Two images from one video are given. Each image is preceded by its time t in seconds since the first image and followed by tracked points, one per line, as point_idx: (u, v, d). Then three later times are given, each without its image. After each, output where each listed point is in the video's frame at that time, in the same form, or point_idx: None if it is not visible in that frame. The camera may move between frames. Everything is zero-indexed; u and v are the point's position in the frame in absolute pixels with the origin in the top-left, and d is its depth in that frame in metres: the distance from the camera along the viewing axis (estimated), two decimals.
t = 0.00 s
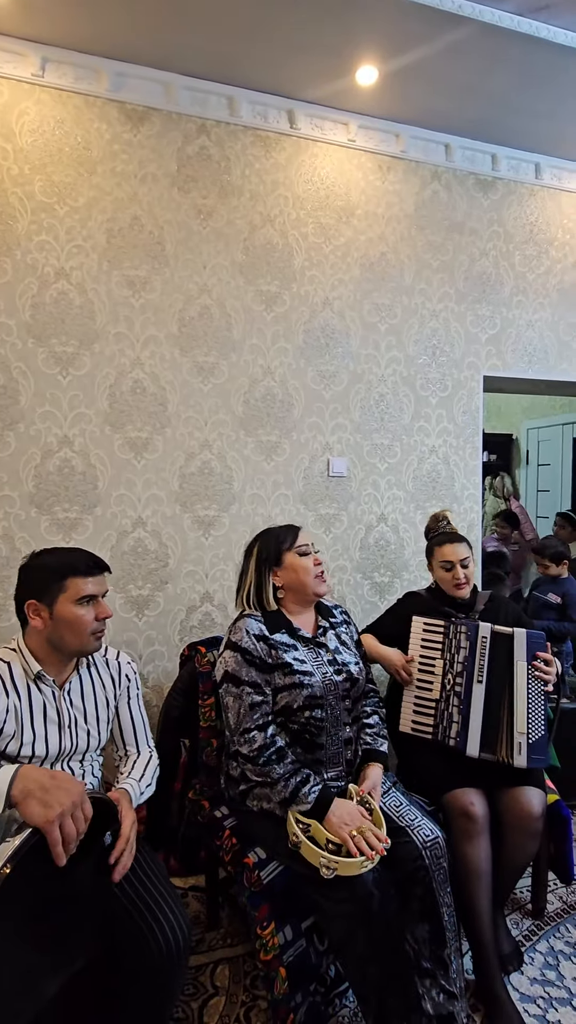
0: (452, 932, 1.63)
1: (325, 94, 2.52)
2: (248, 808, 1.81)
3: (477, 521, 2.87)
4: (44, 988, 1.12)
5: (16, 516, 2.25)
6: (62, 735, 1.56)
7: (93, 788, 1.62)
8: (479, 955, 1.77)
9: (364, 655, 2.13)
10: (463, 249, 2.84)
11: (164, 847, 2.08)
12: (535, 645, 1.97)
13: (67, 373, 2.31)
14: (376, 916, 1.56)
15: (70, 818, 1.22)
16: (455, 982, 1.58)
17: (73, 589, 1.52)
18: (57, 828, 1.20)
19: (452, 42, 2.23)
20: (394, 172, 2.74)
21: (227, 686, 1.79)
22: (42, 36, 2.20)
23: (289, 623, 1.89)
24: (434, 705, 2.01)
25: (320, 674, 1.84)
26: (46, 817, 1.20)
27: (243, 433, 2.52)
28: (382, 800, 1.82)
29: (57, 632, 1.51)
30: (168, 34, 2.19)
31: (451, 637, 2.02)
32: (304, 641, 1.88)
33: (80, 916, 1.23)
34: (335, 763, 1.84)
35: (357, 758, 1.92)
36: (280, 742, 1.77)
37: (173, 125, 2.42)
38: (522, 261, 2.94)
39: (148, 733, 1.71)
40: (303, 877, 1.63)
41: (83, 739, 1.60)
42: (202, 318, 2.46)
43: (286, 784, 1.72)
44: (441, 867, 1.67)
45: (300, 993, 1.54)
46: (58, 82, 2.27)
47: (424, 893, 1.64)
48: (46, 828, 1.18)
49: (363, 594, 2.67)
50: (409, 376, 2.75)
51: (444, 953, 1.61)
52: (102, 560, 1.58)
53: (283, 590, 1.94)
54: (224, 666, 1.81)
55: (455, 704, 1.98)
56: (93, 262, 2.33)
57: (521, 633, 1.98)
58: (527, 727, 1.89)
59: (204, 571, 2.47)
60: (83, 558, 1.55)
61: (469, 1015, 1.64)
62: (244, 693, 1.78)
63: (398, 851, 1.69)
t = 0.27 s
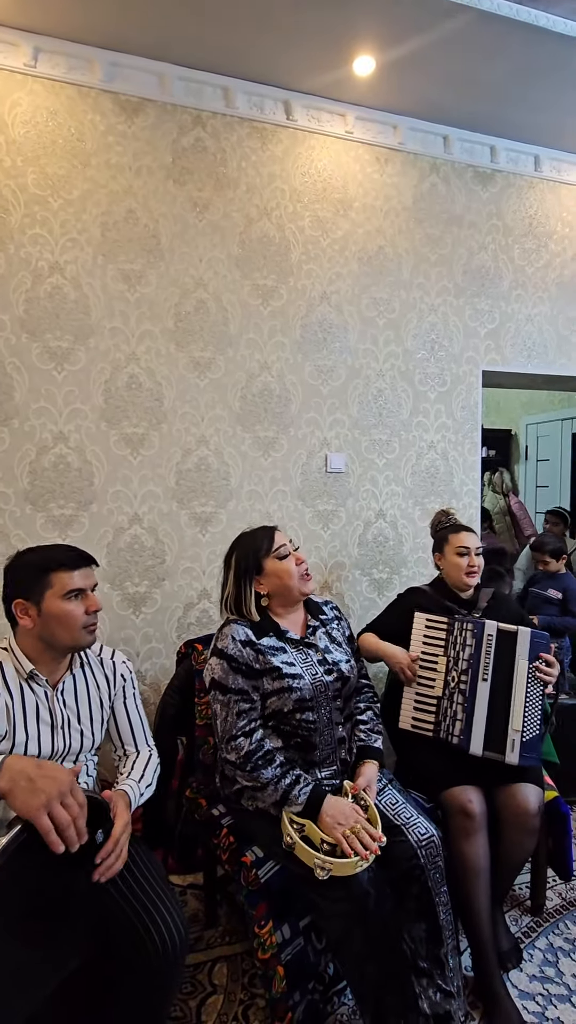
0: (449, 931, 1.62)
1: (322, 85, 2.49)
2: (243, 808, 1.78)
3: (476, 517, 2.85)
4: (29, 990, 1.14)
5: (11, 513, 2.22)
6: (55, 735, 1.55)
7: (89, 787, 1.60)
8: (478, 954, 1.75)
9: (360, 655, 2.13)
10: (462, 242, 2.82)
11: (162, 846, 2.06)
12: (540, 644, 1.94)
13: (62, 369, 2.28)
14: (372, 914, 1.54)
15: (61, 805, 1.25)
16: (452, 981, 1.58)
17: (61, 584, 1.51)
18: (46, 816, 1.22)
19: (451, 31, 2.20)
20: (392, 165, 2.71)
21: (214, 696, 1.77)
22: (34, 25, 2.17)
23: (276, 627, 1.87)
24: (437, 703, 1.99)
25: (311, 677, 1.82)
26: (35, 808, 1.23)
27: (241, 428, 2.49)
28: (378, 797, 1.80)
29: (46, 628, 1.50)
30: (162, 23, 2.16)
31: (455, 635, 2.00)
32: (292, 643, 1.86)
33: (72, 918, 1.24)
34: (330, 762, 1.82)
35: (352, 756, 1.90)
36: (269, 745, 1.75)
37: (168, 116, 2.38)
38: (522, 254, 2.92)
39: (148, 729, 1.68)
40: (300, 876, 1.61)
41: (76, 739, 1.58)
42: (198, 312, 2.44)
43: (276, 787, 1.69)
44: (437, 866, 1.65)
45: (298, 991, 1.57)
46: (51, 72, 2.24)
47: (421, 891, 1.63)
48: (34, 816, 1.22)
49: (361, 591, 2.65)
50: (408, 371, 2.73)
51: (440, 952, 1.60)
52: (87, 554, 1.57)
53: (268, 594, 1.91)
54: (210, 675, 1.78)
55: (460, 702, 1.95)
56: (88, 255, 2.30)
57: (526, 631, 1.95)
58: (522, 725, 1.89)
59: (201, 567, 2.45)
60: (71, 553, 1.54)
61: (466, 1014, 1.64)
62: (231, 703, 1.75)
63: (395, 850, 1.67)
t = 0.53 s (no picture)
0: (449, 933, 1.62)
1: (321, 77, 2.46)
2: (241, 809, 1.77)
3: (477, 514, 2.83)
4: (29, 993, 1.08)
5: (8, 511, 2.20)
6: (50, 735, 1.52)
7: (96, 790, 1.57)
8: (479, 953, 1.73)
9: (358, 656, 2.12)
10: (462, 237, 2.79)
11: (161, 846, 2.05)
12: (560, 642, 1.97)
13: (59, 365, 2.26)
14: (370, 919, 1.53)
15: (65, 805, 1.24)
16: (452, 984, 1.57)
17: (48, 578, 1.50)
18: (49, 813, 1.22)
19: (452, 21, 2.17)
20: (392, 158, 2.68)
21: (204, 707, 1.77)
22: (29, 16, 2.13)
23: (267, 632, 1.84)
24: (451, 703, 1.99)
25: (302, 684, 1.80)
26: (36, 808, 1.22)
27: (240, 426, 2.47)
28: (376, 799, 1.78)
29: (36, 625, 1.48)
30: (158, 14, 2.13)
31: (469, 634, 1.99)
32: (283, 650, 1.84)
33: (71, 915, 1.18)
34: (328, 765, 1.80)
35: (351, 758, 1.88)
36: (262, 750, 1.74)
37: (165, 109, 2.35)
38: (523, 249, 2.90)
39: (149, 727, 1.66)
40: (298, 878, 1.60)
41: (71, 739, 1.56)
42: (197, 308, 2.41)
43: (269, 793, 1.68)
44: (436, 867, 1.66)
45: (298, 993, 1.55)
46: (46, 64, 2.20)
47: (420, 895, 1.62)
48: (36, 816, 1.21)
49: (362, 589, 2.63)
50: (408, 367, 2.71)
51: (441, 955, 1.60)
52: (71, 547, 1.56)
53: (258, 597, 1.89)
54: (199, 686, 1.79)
55: (480, 702, 1.94)
56: (84, 250, 2.28)
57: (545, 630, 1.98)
58: (544, 722, 1.91)
59: (200, 565, 2.43)
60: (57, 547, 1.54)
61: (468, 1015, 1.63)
62: (218, 714, 1.76)
63: (395, 852, 1.66)
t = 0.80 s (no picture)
0: (449, 938, 1.61)
1: (321, 73, 2.44)
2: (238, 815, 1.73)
3: (477, 513, 2.83)
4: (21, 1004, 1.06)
5: (7, 510, 2.19)
6: (49, 734, 1.51)
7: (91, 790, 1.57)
8: (482, 953, 1.73)
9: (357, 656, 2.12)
10: (463, 234, 2.78)
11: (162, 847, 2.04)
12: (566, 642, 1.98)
13: (58, 364, 2.24)
14: (368, 923, 1.53)
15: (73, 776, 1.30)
16: (452, 989, 1.56)
17: (43, 577, 1.48)
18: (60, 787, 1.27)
19: (453, 16, 2.15)
20: (393, 155, 2.67)
21: (199, 715, 1.73)
22: (27, 11, 2.12)
23: (263, 637, 1.83)
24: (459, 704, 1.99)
25: (299, 691, 1.79)
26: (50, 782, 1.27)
27: (240, 424, 2.46)
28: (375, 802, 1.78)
29: (31, 624, 1.47)
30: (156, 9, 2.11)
31: (477, 634, 1.98)
32: (280, 656, 1.83)
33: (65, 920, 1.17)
34: (326, 769, 1.80)
35: (347, 762, 1.88)
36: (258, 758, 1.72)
37: (164, 105, 2.34)
38: (524, 247, 2.89)
39: (146, 729, 1.65)
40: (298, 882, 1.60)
41: (71, 739, 1.54)
42: (196, 306, 2.40)
43: (269, 803, 1.66)
44: (434, 871, 1.64)
45: (299, 995, 1.55)
46: (44, 60, 2.19)
47: (418, 898, 1.62)
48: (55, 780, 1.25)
49: (362, 588, 2.63)
50: (409, 366, 2.70)
51: (440, 960, 1.58)
52: (66, 546, 1.55)
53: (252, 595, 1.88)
54: (194, 694, 1.75)
55: (491, 701, 1.93)
56: (83, 248, 2.26)
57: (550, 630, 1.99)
58: (554, 721, 1.91)
59: (200, 565, 2.42)
60: (51, 546, 1.52)
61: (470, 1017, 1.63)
62: (216, 722, 1.72)
63: (396, 852, 1.66)
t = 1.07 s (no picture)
0: (449, 940, 1.61)
1: (321, 71, 2.44)
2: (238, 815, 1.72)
3: (478, 513, 2.83)
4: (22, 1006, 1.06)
5: (7, 509, 2.19)
6: (49, 732, 1.50)
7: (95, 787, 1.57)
8: (483, 953, 1.73)
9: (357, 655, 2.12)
10: (463, 233, 2.78)
11: (162, 846, 2.04)
12: (565, 642, 1.97)
13: (58, 363, 2.24)
14: (367, 925, 1.53)
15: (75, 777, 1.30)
16: (451, 991, 1.57)
17: (39, 576, 1.48)
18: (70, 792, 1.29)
19: (453, 14, 2.15)
20: (393, 154, 2.67)
21: (198, 715, 1.73)
22: (27, 10, 2.11)
23: (261, 637, 1.83)
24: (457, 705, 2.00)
25: (298, 694, 1.79)
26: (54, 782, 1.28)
27: (240, 423, 2.46)
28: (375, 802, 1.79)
29: (28, 623, 1.47)
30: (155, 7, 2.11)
31: (474, 635, 1.99)
32: (279, 656, 1.83)
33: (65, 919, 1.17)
34: (325, 771, 1.81)
35: (345, 763, 1.88)
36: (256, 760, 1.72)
37: (164, 104, 2.33)
38: (524, 245, 2.88)
39: (148, 726, 1.66)
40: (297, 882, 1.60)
41: (71, 736, 1.54)
42: (196, 305, 2.40)
43: (267, 805, 1.65)
44: (433, 872, 1.65)
45: (300, 995, 1.55)
46: (44, 58, 2.18)
47: (416, 901, 1.61)
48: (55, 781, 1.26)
49: (362, 587, 2.63)
50: (409, 365, 2.69)
51: (439, 961, 1.59)
52: (63, 545, 1.55)
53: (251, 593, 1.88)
54: (193, 693, 1.74)
55: (487, 702, 1.93)
56: (83, 247, 2.26)
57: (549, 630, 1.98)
58: (551, 722, 1.90)
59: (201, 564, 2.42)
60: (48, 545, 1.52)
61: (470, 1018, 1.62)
62: (215, 723, 1.71)
63: (399, 852, 1.66)
